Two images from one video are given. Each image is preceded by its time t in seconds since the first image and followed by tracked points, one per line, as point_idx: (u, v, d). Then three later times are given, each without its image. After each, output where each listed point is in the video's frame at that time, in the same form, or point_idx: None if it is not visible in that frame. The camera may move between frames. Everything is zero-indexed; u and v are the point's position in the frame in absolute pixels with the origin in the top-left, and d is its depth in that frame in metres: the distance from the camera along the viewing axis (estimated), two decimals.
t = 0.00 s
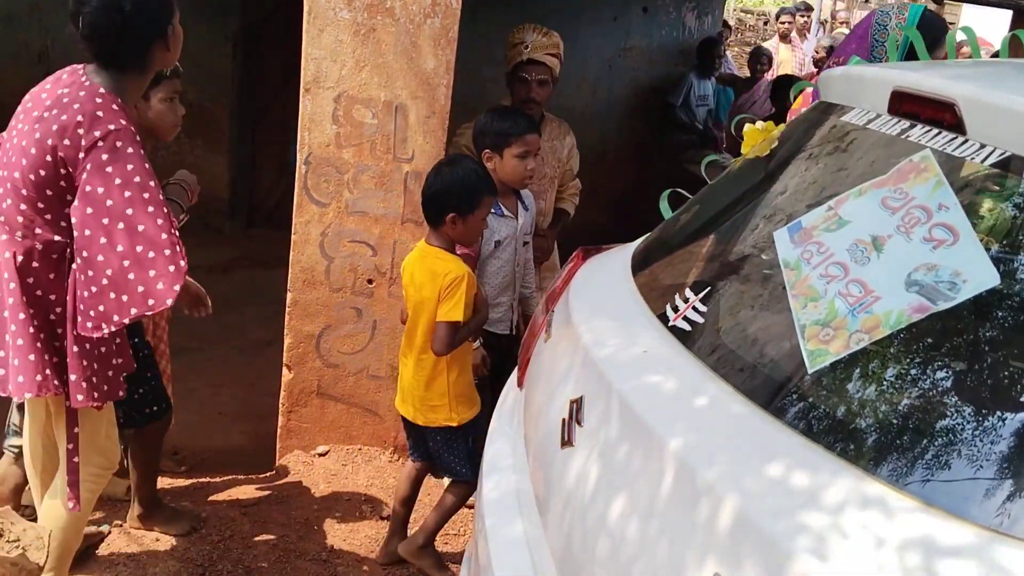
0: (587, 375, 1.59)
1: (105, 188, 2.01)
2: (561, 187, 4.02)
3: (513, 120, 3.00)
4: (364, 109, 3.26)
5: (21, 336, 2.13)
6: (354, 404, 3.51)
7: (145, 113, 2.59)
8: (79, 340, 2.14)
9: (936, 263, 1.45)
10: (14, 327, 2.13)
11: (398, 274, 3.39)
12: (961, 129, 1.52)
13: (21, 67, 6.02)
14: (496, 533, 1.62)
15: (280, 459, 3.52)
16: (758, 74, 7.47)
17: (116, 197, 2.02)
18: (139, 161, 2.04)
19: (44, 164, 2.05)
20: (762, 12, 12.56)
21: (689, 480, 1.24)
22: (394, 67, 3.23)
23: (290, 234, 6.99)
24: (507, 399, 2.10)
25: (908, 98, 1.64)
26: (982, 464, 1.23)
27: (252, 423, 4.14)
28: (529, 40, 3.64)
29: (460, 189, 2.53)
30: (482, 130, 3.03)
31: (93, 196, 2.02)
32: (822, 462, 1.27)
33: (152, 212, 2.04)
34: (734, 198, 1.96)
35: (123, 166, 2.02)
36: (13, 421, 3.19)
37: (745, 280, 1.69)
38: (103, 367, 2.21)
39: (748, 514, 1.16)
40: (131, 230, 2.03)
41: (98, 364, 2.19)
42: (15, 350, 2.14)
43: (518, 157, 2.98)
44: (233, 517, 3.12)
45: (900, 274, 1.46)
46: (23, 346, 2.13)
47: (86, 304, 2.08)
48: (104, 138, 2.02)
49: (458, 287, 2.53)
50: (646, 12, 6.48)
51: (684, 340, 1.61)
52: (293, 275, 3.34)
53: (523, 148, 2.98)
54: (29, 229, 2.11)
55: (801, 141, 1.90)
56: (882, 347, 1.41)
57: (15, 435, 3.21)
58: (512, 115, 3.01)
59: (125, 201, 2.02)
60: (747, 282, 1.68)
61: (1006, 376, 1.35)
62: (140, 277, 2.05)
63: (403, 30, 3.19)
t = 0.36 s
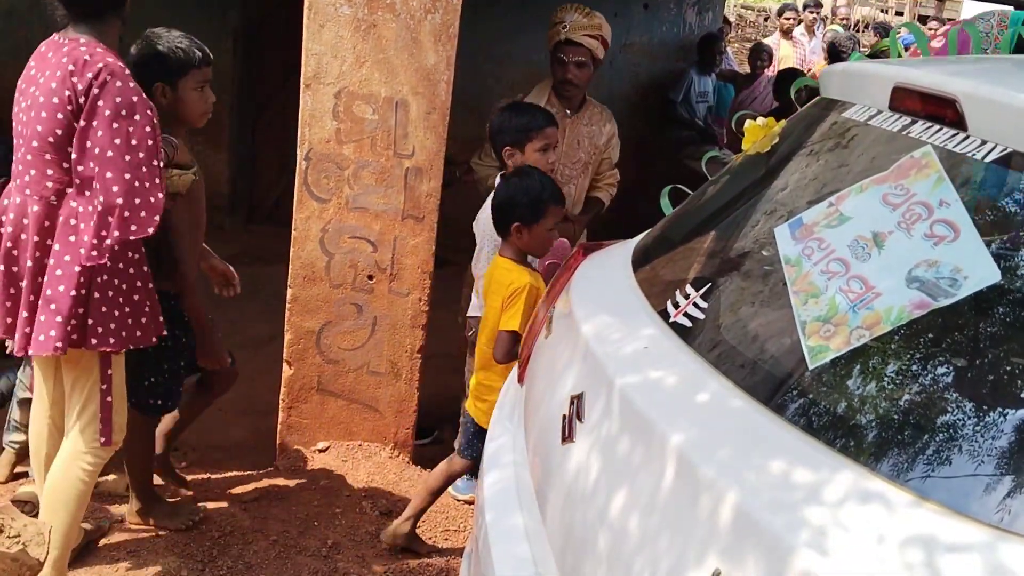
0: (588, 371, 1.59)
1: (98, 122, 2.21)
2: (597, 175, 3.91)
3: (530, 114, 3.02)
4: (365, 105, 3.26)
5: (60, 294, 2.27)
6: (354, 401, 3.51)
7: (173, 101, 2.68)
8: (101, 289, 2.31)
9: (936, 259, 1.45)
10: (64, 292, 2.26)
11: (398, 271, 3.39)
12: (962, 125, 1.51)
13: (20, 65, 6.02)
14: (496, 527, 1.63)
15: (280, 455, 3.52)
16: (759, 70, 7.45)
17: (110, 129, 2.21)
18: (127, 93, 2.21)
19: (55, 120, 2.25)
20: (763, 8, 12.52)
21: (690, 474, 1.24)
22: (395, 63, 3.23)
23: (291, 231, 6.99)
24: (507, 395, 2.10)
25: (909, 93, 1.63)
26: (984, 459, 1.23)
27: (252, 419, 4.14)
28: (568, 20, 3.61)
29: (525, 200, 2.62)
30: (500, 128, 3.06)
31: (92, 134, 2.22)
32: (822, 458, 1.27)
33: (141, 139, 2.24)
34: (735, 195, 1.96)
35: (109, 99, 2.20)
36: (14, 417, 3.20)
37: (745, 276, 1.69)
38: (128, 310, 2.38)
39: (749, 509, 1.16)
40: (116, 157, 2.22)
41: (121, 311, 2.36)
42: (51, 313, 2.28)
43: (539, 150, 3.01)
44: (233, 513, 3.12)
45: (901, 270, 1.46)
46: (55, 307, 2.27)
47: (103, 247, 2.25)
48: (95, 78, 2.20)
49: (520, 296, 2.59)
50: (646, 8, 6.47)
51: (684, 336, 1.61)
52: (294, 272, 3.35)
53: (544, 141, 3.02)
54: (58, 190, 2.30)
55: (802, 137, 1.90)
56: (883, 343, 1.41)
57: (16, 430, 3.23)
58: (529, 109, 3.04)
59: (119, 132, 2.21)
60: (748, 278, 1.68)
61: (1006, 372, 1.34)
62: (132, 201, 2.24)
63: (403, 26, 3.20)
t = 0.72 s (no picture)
0: (589, 367, 1.59)
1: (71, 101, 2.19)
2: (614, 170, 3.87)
3: (563, 109, 2.99)
4: (366, 101, 3.25)
5: (81, 275, 2.31)
6: (355, 397, 3.51)
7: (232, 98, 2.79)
8: (123, 265, 2.34)
9: (939, 256, 1.45)
10: (85, 274, 2.30)
11: (399, 267, 3.40)
12: (965, 121, 1.52)
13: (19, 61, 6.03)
14: (498, 523, 1.63)
15: (281, 451, 3.52)
16: (760, 66, 7.44)
17: (82, 109, 2.18)
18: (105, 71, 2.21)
19: (47, 106, 2.27)
20: (764, 5, 12.51)
21: (692, 470, 1.24)
22: (396, 59, 3.23)
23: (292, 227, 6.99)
24: (508, 392, 2.10)
25: (911, 90, 1.63)
26: (986, 455, 1.23)
27: (252, 416, 4.14)
28: (583, 14, 3.60)
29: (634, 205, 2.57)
30: (534, 124, 3.02)
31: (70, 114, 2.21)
32: (824, 455, 1.27)
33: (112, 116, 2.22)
34: (737, 191, 1.96)
35: (88, 79, 2.19)
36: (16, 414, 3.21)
37: (747, 273, 1.69)
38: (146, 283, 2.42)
39: (750, 505, 1.16)
40: (87, 136, 2.18)
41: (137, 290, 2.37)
42: (76, 295, 2.32)
43: (572, 144, 2.96)
44: (235, 509, 3.12)
45: (904, 266, 1.46)
46: (79, 289, 2.31)
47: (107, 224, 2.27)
48: (76, 59, 2.21)
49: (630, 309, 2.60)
50: (647, 5, 6.47)
51: (686, 333, 1.61)
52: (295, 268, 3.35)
53: (578, 136, 2.96)
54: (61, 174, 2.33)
55: (804, 133, 1.90)
56: (885, 340, 1.41)
57: (18, 426, 3.24)
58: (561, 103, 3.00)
59: (92, 110, 2.18)
60: (750, 275, 1.68)
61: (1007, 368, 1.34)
62: (92, 179, 2.18)
63: (404, 22, 3.19)
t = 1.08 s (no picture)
0: (591, 364, 1.59)
1: (94, 105, 2.19)
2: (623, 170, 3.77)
3: (588, 108, 2.96)
4: (366, 98, 3.26)
5: (91, 271, 2.34)
6: (356, 394, 3.51)
7: (292, 98, 2.74)
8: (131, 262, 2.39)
9: (941, 253, 1.44)
10: (96, 270, 2.33)
11: (399, 264, 3.39)
12: (968, 119, 1.51)
13: (20, 55, 6.04)
14: (499, 520, 1.63)
15: (282, 447, 3.52)
16: (762, 63, 7.43)
17: (104, 114, 2.19)
18: (123, 74, 2.20)
19: (65, 105, 2.26)
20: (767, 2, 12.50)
21: (694, 468, 1.24)
22: (397, 56, 3.22)
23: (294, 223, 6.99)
24: (509, 389, 2.10)
25: (914, 87, 1.63)
26: (988, 454, 1.23)
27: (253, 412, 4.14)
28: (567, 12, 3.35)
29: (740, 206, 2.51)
30: (559, 125, 3.00)
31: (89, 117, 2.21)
32: (827, 453, 1.26)
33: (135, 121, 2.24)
34: (739, 188, 1.95)
35: (107, 83, 2.19)
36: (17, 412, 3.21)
37: (748, 270, 1.69)
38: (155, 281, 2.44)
39: (752, 504, 1.15)
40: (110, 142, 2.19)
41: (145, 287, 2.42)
42: (84, 291, 2.34)
43: (599, 143, 2.94)
44: (234, 505, 3.12)
45: (907, 264, 1.46)
46: (87, 286, 2.34)
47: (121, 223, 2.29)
48: (94, 60, 2.19)
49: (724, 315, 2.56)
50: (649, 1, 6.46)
51: (687, 330, 1.61)
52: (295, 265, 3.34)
53: (603, 135, 2.93)
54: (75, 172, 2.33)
55: (807, 130, 1.89)
56: (887, 338, 1.41)
57: (18, 422, 3.24)
58: (584, 102, 2.97)
59: (112, 116, 2.19)
60: (751, 272, 1.68)
61: (1009, 367, 1.33)
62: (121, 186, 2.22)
63: (405, 19, 3.19)
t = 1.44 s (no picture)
0: (591, 364, 1.58)
1: (148, 109, 2.24)
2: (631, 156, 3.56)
3: (608, 119, 2.95)
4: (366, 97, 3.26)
5: (146, 271, 2.35)
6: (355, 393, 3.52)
7: (374, 100, 2.72)
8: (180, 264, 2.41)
9: (942, 253, 1.44)
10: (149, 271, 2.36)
11: (399, 263, 3.39)
12: (968, 118, 1.50)
13: (20, 54, 6.04)
14: (498, 521, 1.62)
15: (282, 447, 3.51)
16: (762, 62, 7.43)
17: (159, 120, 2.24)
18: (175, 81, 2.25)
19: (116, 109, 2.30)
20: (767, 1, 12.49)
21: (693, 468, 1.24)
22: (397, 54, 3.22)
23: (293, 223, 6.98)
24: (509, 388, 2.10)
25: (914, 85, 1.62)
26: (988, 454, 1.22)
27: (253, 412, 4.14)
28: None
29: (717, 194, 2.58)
30: (577, 133, 2.99)
31: (144, 122, 2.26)
32: (826, 452, 1.26)
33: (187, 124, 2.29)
34: (739, 187, 1.95)
35: (159, 89, 2.24)
36: (17, 411, 3.21)
37: (748, 269, 1.68)
38: (199, 281, 2.47)
39: (752, 505, 1.15)
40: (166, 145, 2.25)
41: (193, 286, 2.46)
42: (140, 290, 2.36)
43: (617, 155, 2.94)
44: (234, 505, 3.12)
45: (907, 264, 1.45)
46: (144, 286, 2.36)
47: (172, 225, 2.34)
48: (146, 68, 2.24)
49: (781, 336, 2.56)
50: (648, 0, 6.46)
51: (686, 329, 1.61)
52: (295, 264, 3.34)
53: (623, 146, 2.94)
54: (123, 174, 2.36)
55: (807, 129, 1.89)
56: (887, 337, 1.40)
57: (18, 421, 3.24)
58: (605, 112, 2.97)
59: (168, 122, 2.25)
60: (751, 272, 1.67)
61: (1010, 367, 1.33)
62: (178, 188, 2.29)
63: (405, 18, 3.19)
